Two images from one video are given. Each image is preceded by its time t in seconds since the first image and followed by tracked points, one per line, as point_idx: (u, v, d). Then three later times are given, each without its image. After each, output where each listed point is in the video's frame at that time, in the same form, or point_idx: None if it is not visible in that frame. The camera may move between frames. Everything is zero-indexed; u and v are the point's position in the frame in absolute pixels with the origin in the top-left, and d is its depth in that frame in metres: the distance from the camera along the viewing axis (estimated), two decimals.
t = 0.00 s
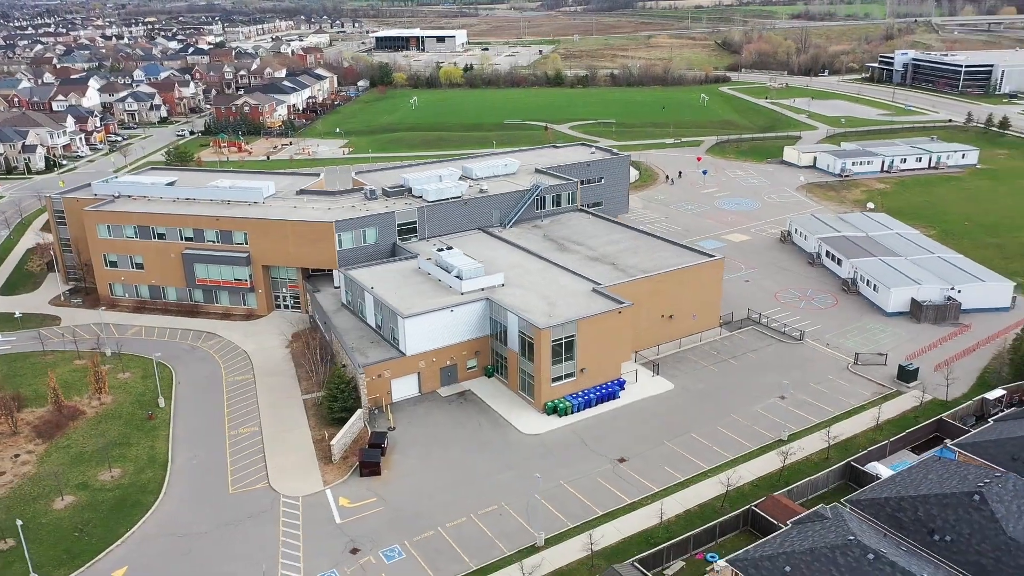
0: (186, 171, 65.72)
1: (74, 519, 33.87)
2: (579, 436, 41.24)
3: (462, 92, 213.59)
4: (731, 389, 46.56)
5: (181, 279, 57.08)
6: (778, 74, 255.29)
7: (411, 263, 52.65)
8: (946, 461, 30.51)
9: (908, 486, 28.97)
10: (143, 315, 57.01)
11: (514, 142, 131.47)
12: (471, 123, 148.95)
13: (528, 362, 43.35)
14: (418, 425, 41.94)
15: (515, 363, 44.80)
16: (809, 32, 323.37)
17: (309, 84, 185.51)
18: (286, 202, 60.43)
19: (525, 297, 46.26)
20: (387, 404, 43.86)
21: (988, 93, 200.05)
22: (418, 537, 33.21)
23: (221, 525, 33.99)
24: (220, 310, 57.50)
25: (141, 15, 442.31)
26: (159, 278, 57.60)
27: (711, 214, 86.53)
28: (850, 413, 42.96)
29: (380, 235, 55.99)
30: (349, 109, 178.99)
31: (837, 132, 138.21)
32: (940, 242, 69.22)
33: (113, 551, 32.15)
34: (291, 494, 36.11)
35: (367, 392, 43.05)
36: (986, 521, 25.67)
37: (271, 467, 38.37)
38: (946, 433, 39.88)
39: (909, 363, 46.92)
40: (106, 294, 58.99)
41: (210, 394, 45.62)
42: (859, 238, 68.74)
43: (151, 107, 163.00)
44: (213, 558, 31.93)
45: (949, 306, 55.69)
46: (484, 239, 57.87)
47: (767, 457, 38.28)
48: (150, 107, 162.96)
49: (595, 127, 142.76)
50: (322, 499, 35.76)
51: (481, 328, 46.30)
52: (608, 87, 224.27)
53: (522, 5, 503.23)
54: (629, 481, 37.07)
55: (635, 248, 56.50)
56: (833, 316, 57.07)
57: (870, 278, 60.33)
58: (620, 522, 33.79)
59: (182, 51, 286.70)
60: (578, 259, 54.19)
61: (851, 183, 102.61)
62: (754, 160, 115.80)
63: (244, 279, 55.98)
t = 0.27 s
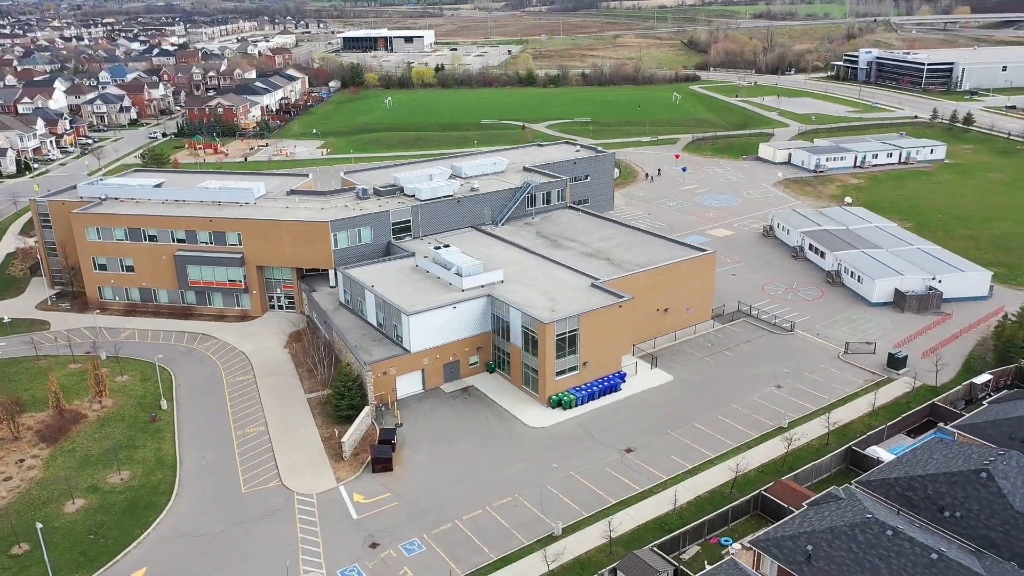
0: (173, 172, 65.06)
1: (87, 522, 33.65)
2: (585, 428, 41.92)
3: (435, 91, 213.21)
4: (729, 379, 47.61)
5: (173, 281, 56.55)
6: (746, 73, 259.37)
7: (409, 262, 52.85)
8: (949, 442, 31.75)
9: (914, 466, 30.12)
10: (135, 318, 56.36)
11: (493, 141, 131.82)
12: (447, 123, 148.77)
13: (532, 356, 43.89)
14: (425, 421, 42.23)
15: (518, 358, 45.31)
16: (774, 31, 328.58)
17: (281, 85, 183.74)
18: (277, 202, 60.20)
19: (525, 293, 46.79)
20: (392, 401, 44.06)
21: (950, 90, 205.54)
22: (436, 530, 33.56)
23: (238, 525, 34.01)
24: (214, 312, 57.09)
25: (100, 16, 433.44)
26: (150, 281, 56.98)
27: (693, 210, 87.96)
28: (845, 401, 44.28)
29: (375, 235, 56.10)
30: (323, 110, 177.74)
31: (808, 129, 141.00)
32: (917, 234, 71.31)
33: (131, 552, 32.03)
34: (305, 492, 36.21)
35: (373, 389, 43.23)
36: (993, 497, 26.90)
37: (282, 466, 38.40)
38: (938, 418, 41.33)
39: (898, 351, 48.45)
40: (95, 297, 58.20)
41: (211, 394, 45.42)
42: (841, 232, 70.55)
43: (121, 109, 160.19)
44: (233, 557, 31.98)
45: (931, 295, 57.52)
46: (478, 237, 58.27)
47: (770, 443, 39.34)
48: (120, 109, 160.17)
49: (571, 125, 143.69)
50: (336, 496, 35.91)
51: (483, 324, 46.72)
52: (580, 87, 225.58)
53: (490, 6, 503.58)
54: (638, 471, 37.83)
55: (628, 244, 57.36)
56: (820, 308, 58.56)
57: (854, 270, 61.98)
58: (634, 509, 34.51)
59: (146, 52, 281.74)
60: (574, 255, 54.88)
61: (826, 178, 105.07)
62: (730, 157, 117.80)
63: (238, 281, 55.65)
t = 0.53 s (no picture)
0: (163, 174, 64.46)
1: (105, 524, 33.50)
2: (593, 421, 42.60)
3: (411, 91, 212.79)
4: (727, 371, 48.63)
5: (168, 283, 56.07)
6: (717, 72, 262.84)
7: (408, 260, 53.13)
8: (952, 424, 32.95)
9: (922, 448, 31.27)
10: (129, 321, 55.73)
11: (474, 141, 132.05)
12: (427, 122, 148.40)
13: (538, 351, 44.47)
14: (434, 417, 42.57)
15: (523, 353, 45.83)
16: (743, 30, 332.87)
17: (255, 86, 181.96)
18: (271, 203, 59.98)
19: (528, 289, 47.36)
20: (400, 398, 44.32)
21: (916, 87, 210.37)
22: (455, 522, 33.97)
23: (256, 523, 34.11)
24: (210, 313, 56.69)
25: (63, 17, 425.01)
26: (145, 283, 56.40)
27: (678, 207, 89.25)
28: (842, 389, 45.57)
29: (372, 234, 56.23)
30: (299, 110, 176.42)
31: (783, 126, 143.47)
32: (898, 228, 73.28)
33: (151, 552, 31.99)
34: (322, 489, 36.42)
35: (381, 386, 43.45)
36: (1002, 474, 27.97)
37: (295, 464, 38.51)
38: (933, 403, 42.74)
39: (889, 340, 49.91)
40: (87, 301, 57.44)
41: (216, 395, 45.27)
42: (825, 226, 72.23)
43: (92, 111, 157.49)
44: (255, 555, 32.08)
45: (917, 286, 59.26)
46: (474, 234, 58.69)
47: (774, 431, 40.38)
48: (92, 111, 157.46)
49: (551, 124, 144.37)
50: (352, 492, 36.13)
51: (487, 320, 47.17)
52: (555, 86, 226.54)
53: (460, 6, 503.44)
54: (649, 461, 38.59)
55: (623, 240, 58.18)
56: (810, 300, 59.97)
57: (841, 263, 63.54)
58: (648, 498, 35.23)
59: (113, 53, 277.00)
60: (571, 252, 55.54)
61: (804, 175, 107.26)
62: (709, 155, 119.55)
63: (235, 282, 55.36)
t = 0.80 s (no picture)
0: (154, 175, 63.86)
1: (123, 525, 33.42)
2: (600, 413, 43.35)
3: (387, 92, 212.13)
4: (727, 363, 49.66)
5: (165, 285, 55.63)
6: (690, 71, 265.78)
7: (409, 258, 53.41)
8: (955, 408, 34.23)
9: (928, 432, 32.46)
10: (125, 323, 55.18)
11: (456, 141, 132.16)
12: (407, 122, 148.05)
13: (544, 346, 45.08)
14: (444, 413, 43.01)
15: (529, 348, 46.39)
16: (713, 30, 336.68)
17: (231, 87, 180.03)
18: (267, 203, 59.77)
19: (532, 285, 47.93)
20: (408, 394, 44.64)
21: (885, 85, 214.84)
22: (475, 514, 34.47)
23: (277, 520, 34.25)
24: (208, 314, 56.32)
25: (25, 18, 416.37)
26: (141, 285, 55.88)
27: (664, 204, 90.45)
28: (839, 379, 46.84)
29: (371, 233, 56.38)
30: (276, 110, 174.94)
31: (759, 124, 145.75)
32: (880, 222, 75.17)
33: (173, 551, 32.01)
34: (339, 485, 36.70)
35: (390, 383, 43.75)
36: (1008, 453, 29.25)
37: (310, 461, 38.68)
38: (928, 390, 44.18)
39: (881, 330, 51.36)
40: (81, 304, 56.74)
41: (223, 395, 45.17)
42: (810, 221, 73.82)
43: (65, 113, 154.71)
44: (278, 551, 32.24)
45: (903, 277, 60.96)
46: (472, 232, 59.08)
47: (778, 420, 41.44)
48: (64, 114, 154.67)
49: (532, 124, 144.93)
50: (370, 488, 36.43)
51: (491, 317, 47.68)
52: (531, 86, 227.14)
53: (431, 6, 501.97)
54: (659, 451, 39.42)
55: (619, 236, 59.01)
56: (801, 293, 61.33)
57: (829, 256, 65.03)
58: (662, 486, 36.01)
59: (80, 54, 272.02)
60: (569, 248, 56.23)
61: (784, 171, 109.27)
62: (690, 153, 121.12)
63: (234, 282, 55.12)
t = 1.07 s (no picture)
0: (145, 176, 63.29)
1: (143, 525, 33.38)
2: (607, 406, 44.05)
3: (364, 92, 211.36)
4: (727, 355, 50.65)
5: (162, 286, 55.22)
6: (664, 70, 268.33)
7: (410, 257, 53.66)
8: (957, 394, 35.45)
9: (933, 416, 33.60)
10: (122, 325, 54.68)
11: (439, 140, 132.22)
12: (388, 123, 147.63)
13: (550, 341, 45.68)
14: (453, 408, 43.46)
15: (534, 343, 46.94)
16: (685, 30, 339.90)
17: (207, 87, 178.14)
18: (262, 203, 59.53)
19: (535, 281, 48.48)
20: (417, 391, 44.99)
21: (856, 83, 218.91)
22: (494, 506, 34.97)
23: (296, 517, 34.49)
24: (206, 315, 56.00)
25: None
26: (137, 287, 55.41)
27: (651, 201, 91.55)
28: (835, 368, 48.09)
29: (370, 232, 56.52)
30: (253, 111, 173.34)
31: (737, 122, 147.76)
32: (864, 216, 76.92)
33: (197, 549, 32.10)
34: (356, 481, 36.97)
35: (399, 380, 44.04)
36: (1013, 434, 30.50)
37: (324, 458, 38.87)
38: (923, 377, 45.57)
39: (873, 321, 52.80)
40: (76, 307, 56.10)
41: (229, 395, 45.10)
42: (797, 216, 75.31)
43: (38, 116, 151.96)
44: (301, 547, 32.44)
45: (890, 269, 62.59)
46: (469, 230, 59.45)
47: (781, 410, 42.49)
48: (37, 116, 151.91)
49: (514, 123, 145.54)
50: (387, 483, 36.78)
51: (495, 312, 48.19)
52: (508, 86, 227.67)
53: (403, 6, 500.00)
54: (668, 440, 40.21)
55: (615, 232, 59.79)
56: (792, 285, 62.64)
57: (818, 250, 66.47)
58: (675, 475, 36.78)
59: (48, 56, 267.06)
60: (567, 244, 56.87)
61: (765, 168, 111.08)
62: (672, 151, 122.55)
63: (233, 283, 54.90)
